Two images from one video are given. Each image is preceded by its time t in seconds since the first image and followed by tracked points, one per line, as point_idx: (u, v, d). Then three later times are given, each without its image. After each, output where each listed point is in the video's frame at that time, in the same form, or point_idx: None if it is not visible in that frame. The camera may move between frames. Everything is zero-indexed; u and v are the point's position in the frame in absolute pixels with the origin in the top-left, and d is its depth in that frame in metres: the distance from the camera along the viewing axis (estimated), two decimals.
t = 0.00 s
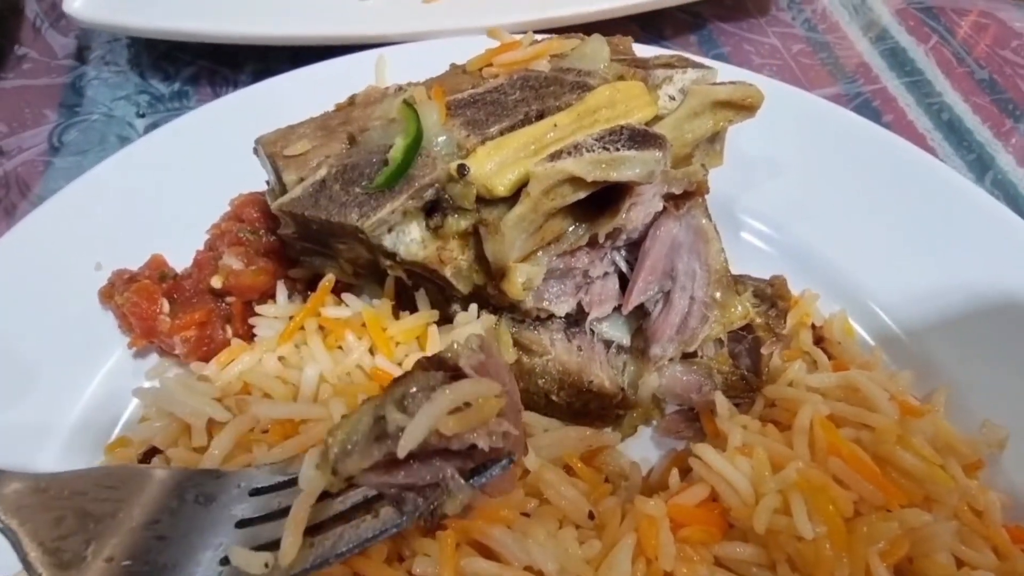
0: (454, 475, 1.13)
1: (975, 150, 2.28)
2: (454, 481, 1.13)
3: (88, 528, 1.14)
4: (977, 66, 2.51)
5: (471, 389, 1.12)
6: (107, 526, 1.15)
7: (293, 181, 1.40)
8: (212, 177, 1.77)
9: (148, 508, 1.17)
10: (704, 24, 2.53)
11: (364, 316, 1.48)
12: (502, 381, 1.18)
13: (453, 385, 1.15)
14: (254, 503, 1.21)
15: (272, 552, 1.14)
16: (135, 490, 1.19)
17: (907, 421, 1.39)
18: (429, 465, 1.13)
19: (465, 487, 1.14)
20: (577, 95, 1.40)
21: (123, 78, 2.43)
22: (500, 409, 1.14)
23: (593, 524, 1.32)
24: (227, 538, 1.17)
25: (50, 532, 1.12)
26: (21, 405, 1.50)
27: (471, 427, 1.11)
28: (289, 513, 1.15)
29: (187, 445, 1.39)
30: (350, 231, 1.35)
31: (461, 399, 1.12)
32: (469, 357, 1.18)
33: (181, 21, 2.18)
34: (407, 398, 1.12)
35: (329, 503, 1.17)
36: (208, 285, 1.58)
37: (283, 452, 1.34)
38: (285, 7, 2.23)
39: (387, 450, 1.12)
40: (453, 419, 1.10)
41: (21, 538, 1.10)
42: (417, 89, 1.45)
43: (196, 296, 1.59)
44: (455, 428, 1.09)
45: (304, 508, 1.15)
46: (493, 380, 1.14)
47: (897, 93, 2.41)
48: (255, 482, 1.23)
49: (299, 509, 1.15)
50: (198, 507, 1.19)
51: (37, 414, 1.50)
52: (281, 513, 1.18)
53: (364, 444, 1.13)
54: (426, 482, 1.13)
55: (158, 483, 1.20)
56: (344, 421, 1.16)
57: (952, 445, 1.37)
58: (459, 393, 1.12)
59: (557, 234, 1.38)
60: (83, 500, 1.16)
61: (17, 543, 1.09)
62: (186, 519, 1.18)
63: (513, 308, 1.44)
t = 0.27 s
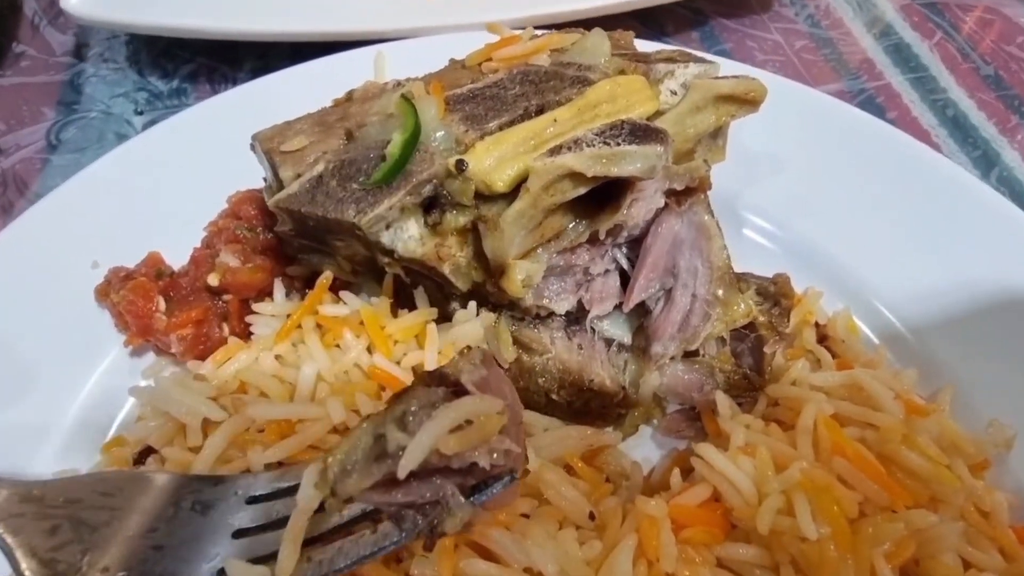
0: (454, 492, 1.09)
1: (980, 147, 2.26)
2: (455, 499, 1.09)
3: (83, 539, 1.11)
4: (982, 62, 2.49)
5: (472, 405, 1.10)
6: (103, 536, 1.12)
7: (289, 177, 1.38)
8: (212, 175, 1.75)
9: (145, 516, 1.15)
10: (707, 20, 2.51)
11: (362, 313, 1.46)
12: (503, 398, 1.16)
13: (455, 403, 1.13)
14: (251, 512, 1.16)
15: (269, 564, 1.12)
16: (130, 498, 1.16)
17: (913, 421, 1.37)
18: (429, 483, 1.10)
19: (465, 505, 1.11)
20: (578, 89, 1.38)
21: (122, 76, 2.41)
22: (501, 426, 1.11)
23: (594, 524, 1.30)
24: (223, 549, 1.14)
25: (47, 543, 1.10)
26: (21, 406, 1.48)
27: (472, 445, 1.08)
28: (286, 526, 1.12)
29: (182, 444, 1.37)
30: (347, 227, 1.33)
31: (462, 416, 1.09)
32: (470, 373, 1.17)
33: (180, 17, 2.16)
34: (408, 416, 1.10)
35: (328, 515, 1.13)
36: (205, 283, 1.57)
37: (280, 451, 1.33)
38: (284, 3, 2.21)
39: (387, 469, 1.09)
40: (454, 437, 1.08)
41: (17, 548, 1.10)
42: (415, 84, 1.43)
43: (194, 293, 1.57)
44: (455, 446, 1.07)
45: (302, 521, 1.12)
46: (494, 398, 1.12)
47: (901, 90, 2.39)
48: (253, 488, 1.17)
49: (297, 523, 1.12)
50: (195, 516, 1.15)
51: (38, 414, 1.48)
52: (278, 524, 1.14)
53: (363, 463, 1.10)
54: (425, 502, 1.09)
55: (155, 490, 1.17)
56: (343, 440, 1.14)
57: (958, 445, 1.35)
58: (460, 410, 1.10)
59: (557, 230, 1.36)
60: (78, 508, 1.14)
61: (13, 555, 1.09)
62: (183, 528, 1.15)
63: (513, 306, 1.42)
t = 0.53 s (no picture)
0: (455, 485, 1.10)
1: (984, 142, 2.26)
2: (455, 491, 1.11)
3: (89, 524, 1.12)
4: (986, 58, 2.49)
5: (475, 401, 1.10)
6: (109, 522, 1.12)
7: (294, 167, 1.39)
8: (218, 165, 1.75)
9: (150, 502, 1.15)
10: (710, 15, 2.51)
11: (365, 302, 1.46)
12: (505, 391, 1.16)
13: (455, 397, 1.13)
14: (254, 497, 1.16)
15: (272, 551, 1.10)
16: (134, 483, 1.17)
17: (915, 412, 1.37)
18: (431, 475, 1.10)
19: (465, 497, 1.12)
20: (582, 80, 1.39)
21: (126, 69, 2.42)
22: (501, 421, 1.12)
23: (596, 512, 1.29)
24: (226, 534, 1.13)
25: (54, 527, 1.11)
26: (25, 395, 1.49)
27: (474, 441, 1.09)
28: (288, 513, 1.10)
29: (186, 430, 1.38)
30: (351, 216, 1.33)
31: (464, 412, 1.09)
32: (471, 367, 1.15)
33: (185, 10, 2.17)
34: (411, 412, 1.09)
35: (330, 502, 1.12)
36: (209, 272, 1.57)
37: (282, 437, 1.34)
38: None
39: (391, 464, 1.07)
40: (457, 433, 1.08)
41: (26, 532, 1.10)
42: (420, 75, 1.44)
43: (197, 283, 1.58)
44: (459, 442, 1.07)
45: (305, 509, 1.09)
46: (496, 393, 1.12)
47: (904, 85, 2.39)
48: (256, 475, 1.17)
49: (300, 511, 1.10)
50: (198, 501, 1.15)
51: (41, 403, 1.49)
52: (281, 510, 1.13)
53: (367, 458, 1.07)
54: (427, 495, 1.10)
55: (160, 475, 1.17)
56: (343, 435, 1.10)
57: (961, 435, 1.35)
58: (463, 406, 1.09)
59: (561, 220, 1.36)
60: (82, 493, 1.15)
61: (22, 539, 1.09)
62: (187, 513, 1.14)
63: (516, 296, 1.43)
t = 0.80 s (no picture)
0: (447, 460, 1.17)
1: (981, 143, 2.28)
2: (447, 465, 1.17)
3: (95, 491, 1.14)
4: (985, 61, 2.52)
5: (467, 380, 1.16)
6: (116, 489, 1.15)
7: (301, 155, 1.42)
8: (226, 155, 1.79)
9: (155, 472, 1.17)
10: (713, 15, 2.54)
11: (369, 289, 1.49)
12: (497, 370, 1.21)
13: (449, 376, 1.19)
14: (253, 470, 1.18)
15: (272, 519, 1.13)
16: (137, 453, 1.19)
17: (906, 402, 1.39)
18: (424, 450, 1.17)
19: (456, 471, 1.19)
20: (584, 74, 1.42)
21: (135, 59, 2.45)
22: (492, 400, 1.18)
23: (591, 494, 1.32)
24: (226, 505, 1.15)
25: (63, 493, 1.13)
26: (31, 376, 1.52)
27: (465, 417, 1.16)
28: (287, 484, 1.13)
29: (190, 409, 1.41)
30: (356, 203, 1.36)
31: (457, 390, 1.15)
32: (465, 347, 1.20)
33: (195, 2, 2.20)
34: (405, 388, 1.15)
35: (328, 474, 1.15)
36: (216, 258, 1.60)
37: (285, 416, 1.36)
38: None
39: (386, 437, 1.14)
40: (449, 410, 1.14)
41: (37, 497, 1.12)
42: (425, 67, 1.47)
43: (204, 268, 1.61)
44: (450, 418, 1.13)
45: (303, 480, 1.12)
46: (488, 373, 1.18)
47: (904, 86, 2.42)
48: (256, 448, 1.20)
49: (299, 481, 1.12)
50: (199, 473, 1.18)
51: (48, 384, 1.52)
52: (281, 481, 1.16)
53: (364, 430, 1.14)
54: (419, 469, 1.16)
55: (164, 447, 1.20)
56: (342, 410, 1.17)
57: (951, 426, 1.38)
58: (455, 384, 1.15)
59: (561, 211, 1.39)
60: (90, 463, 1.17)
61: (34, 504, 1.11)
62: (190, 483, 1.17)
63: (516, 285, 1.46)
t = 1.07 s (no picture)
0: (459, 423, 1.26)
1: (972, 140, 2.36)
2: (459, 429, 1.27)
3: (137, 449, 1.23)
4: (978, 61, 2.60)
5: (478, 350, 1.25)
6: (155, 447, 1.23)
7: (322, 144, 1.50)
8: (246, 147, 1.87)
9: (191, 432, 1.26)
10: (714, 15, 2.63)
11: (385, 272, 1.58)
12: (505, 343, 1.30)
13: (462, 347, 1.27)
14: (282, 432, 1.28)
15: (298, 476, 1.23)
16: (173, 416, 1.28)
17: (892, 378, 1.47)
18: (438, 414, 1.26)
19: (467, 434, 1.28)
20: (590, 69, 1.50)
21: (155, 56, 2.54)
22: (501, 369, 1.26)
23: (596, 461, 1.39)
24: (258, 463, 1.24)
25: (107, 450, 1.22)
26: (61, 353, 1.60)
27: (476, 384, 1.25)
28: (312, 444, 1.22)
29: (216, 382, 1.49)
30: (375, 189, 1.44)
31: (469, 358, 1.24)
32: (476, 322, 1.30)
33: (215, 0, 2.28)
34: (422, 356, 1.25)
35: (351, 435, 1.25)
36: (240, 243, 1.68)
37: (311, 386, 1.44)
38: None
39: (404, 402, 1.24)
40: (462, 376, 1.24)
41: (84, 453, 1.20)
42: (439, 63, 1.56)
43: (228, 252, 1.69)
44: (462, 384, 1.23)
45: (327, 440, 1.22)
46: (496, 344, 1.27)
47: (898, 85, 2.50)
48: (282, 413, 1.30)
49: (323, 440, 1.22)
50: (231, 434, 1.27)
51: (80, 356, 1.61)
52: (307, 443, 1.26)
53: (386, 395, 1.24)
54: (434, 431, 1.26)
55: (198, 411, 1.29)
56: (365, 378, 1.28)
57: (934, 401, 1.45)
58: (467, 353, 1.24)
59: (567, 198, 1.48)
60: (131, 423, 1.26)
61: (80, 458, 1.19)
62: (222, 444, 1.26)
63: (525, 270, 1.55)
